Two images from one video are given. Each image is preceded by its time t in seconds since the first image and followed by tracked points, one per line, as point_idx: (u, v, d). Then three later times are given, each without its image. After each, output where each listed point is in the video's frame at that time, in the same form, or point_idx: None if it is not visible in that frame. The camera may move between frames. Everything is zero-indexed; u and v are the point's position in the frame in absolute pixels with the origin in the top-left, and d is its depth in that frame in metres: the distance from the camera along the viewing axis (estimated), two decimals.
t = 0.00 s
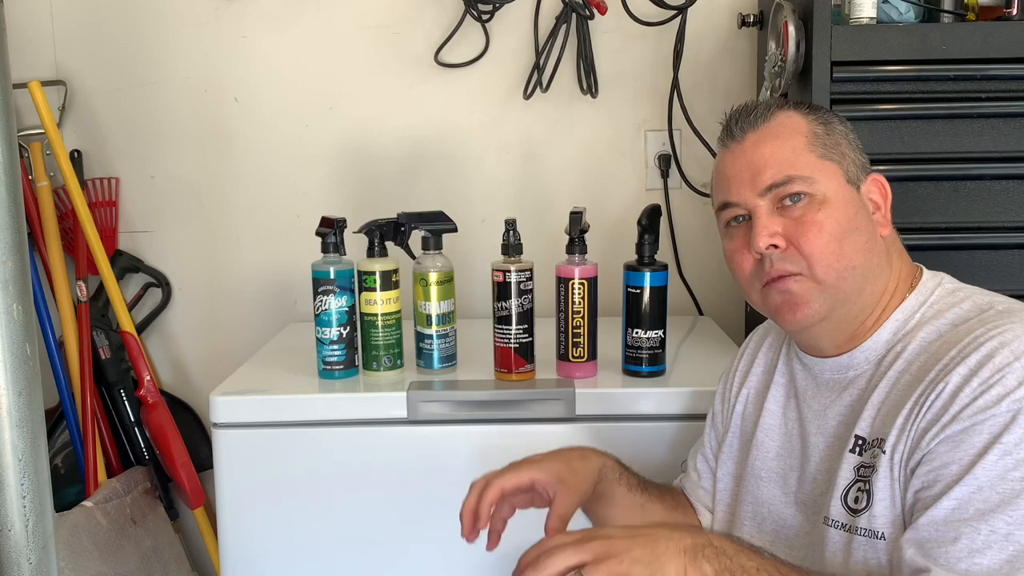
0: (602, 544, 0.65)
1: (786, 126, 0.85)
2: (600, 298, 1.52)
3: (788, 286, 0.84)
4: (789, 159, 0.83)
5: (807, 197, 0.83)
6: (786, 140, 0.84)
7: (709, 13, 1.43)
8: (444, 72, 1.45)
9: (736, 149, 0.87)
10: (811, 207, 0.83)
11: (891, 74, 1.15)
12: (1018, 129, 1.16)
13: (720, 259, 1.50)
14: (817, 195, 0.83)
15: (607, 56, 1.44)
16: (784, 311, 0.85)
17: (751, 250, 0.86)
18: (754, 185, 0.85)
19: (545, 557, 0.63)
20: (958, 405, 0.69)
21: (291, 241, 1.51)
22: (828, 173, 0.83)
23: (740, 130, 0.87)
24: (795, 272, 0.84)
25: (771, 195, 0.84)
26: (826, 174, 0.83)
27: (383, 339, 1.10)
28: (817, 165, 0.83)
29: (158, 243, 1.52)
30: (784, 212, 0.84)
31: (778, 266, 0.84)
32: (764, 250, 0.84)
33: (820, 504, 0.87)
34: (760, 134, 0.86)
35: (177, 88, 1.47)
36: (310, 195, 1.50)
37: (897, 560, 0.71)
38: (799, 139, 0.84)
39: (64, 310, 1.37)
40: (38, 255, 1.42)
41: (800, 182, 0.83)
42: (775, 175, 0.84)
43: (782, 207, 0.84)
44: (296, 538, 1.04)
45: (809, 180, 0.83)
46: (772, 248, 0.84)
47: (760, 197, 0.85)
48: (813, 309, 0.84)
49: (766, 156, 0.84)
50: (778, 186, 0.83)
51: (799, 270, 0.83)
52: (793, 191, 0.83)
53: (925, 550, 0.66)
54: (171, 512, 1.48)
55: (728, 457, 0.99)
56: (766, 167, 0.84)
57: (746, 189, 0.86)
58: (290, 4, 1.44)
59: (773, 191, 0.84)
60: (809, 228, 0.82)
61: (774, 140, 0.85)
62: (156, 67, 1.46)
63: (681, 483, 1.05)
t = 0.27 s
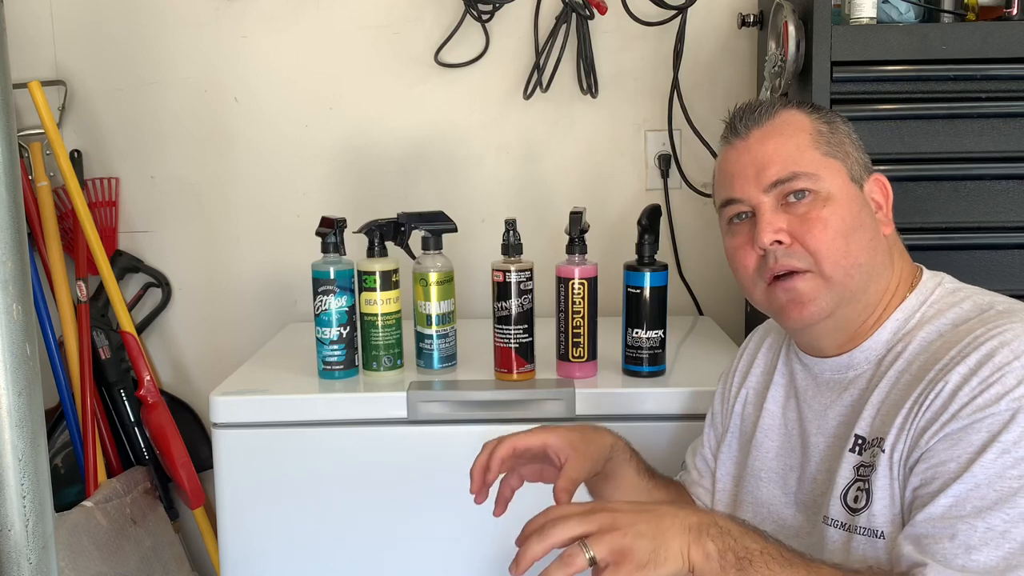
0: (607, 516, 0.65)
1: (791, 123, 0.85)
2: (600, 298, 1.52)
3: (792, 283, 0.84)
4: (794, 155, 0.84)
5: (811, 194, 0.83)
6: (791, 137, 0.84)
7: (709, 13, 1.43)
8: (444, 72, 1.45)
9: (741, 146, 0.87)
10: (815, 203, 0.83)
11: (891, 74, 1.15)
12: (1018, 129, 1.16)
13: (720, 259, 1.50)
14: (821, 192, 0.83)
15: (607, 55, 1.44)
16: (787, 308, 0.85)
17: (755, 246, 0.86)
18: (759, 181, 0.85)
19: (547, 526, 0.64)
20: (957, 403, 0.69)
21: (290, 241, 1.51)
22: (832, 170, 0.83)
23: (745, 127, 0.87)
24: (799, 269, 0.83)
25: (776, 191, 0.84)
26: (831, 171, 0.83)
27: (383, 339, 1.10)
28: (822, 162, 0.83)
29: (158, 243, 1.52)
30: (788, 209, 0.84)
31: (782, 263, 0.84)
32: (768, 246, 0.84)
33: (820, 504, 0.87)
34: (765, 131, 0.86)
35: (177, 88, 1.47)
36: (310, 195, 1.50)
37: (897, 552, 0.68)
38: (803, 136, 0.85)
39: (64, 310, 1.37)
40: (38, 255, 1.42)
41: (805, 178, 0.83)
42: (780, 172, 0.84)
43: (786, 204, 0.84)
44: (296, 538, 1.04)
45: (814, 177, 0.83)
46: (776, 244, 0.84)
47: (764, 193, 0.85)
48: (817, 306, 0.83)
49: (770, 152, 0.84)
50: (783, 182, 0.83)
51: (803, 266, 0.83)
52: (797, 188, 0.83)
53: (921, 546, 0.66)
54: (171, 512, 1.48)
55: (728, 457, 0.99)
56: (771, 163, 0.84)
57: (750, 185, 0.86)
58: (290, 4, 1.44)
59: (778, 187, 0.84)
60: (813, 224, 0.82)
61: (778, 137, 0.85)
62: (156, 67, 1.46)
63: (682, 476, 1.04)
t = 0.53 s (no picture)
0: (605, 509, 0.65)
1: (787, 125, 0.85)
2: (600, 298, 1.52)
3: (789, 284, 0.84)
4: (789, 158, 0.83)
5: (807, 196, 0.83)
6: (786, 139, 0.84)
7: (709, 13, 1.43)
8: (445, 71, 1.45)
9: (736, 149, 0.87)
10: (811, 205, 0.83)
11: (891, 74, 1.15)
12: (1018, 129, 1.16)
13: (720, 260, 1.50)
14: (818, 194, 0.83)
15: (607, 55, 1.44)
16: (785, 310, 0.85)
17: (752, 249, 0.86)
18: (755, 184, 0.85)
19: (548, 515, 0.64)
20: (954, 402, 0.69)
21: (290, 241, 1.51)
22: (828, 171, 0.83)
23: (740, 130, 0.87)
24: (797, 271, 0.83)
25: (772, 194, 0.84)
26: (827, 172, 0.83)
27: (383, 338, 1.10)
28: (817, 163, 0.83)
29: (158, 243, 1.52)
30: (785, 211, 0.84)
31: (780, 265, 0.84)
32: (765, 249, 0.84)
33: (820, 504, 0.87)
34: (760, 133, 0.86)
35: (177, 88, 1.47)
36: (310, 195, 1.50)
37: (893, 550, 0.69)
38: (799, 138, 0.85)
39: (64, 310, 1.37)
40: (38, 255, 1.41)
41: (801, 181, 0.83)
42: (776, 174, 0.84)
43: (783, 206, 0.84)
44: (296, 538, 1.04)
45: (810, 179, 0.83)
46: (773, 246, 0.84)
47: (760, 196, 0.85)
48: (815, 307, 0.83)
49: (766, 155, 0.84)
50: (779, 184, 0.83)
51: (801, 268, 0.83)
52: (793, 190, 0.83)
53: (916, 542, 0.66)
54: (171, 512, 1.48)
55: (727, 457, 0.99)
56: (767, 165, 0.84)
57: (746, 188, 0.86)
58: (290, 4, 1.44)
59: (774, 189, 0.84)
60: (810, 226, 0.82)
61: (774, 139, 0.85)
62: (156, 67, 1.46)
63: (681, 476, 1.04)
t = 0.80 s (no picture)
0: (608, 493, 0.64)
1: (787, 125, 0.85)
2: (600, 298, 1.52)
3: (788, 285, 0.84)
4: (789, 159, 0.83)
5: (807, 197, 0.83)
6: (787, 140, 0.84)
7: (709, 13, 1.43)
8: (445, 71, 1.45)
9: (736, 149, 0.87)
10: (811, 207, 0.83)
11: (891, 74, 1.15)
12: (1018, 129, 1.16)
13: (720, 259, 1.50)
14: (818, 195, 0.83)
15: (607, 55, 1.44)
16: (784, 310, 0.85)
17: (752, 250, 0.87)
18: (755, 185, 0.85)
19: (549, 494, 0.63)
20: (952, 402, 0.69)
21: (290, 241, 1.51)
22: (828, 173, 0.83)
23: (740, 131, 0.87)
24: (796, 272, 0.84)
25: (772, 195, 0.84)
26: (827, 174, 0.83)
27: (383, 339, 1.10)
28: (817, 165, 0.83)
29: (158, 243, 1.52)
30: (785, 212, 0.84)
31: (779, 266, 0.84)
32: (765, 250, 0.84)
33: (820, 505, 0.87)
34: (760, 134, 0.85)
35: (177, 88, 1.47)
36: (310, 195, 1.50)
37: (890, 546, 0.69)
38: (799, 139, 0.84)
39: (64, 310, 1.37)
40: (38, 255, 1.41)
41: (801, 182, 0.83)
42: (776, 176, 0.84)
43: (783, 207, 0.84)
44: (296, 538, 1.04)
45: (810, 180, 0.83)
46: (773, 247, 0.84)
47: (760, 197, 0.85)
48: (814, 309, 0.84)
49: (766, 156, 0.84)
50: (779, 186, 0.83)
51: (800, 269, 0.83)
52: (793, 191, 0.83)
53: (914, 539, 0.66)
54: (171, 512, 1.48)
55: (727, 457, 0.99)
56: (767, 167, 0.84)
57: (746, 189, 0.86)
58: (290, 4, 1.44)
59: (774, 190, 0.84)
60: (809, 227, 0.82)
61: (774, 140, 0.84)
62: (156, 67, 1.46)
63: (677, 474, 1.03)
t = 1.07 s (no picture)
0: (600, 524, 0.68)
1: (780, 132, 0.85)
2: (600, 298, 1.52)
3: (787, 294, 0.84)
4: (784, 167, 0.83)
5: (803, 205, 0.83)
6: (781, 148, 0.84)
7: (709, 13, 1.43)
8: (445, 71, 1.45)
9: (729, 158, 0.86)
10: (808, 214, 0.83)
11: (891, 74, 1.15)
12: (1018, 129, 1.16)
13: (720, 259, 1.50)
14: (814, 202, 0.82)
15: (607, 56, 1.44)
16: (783, 318, 0.85)
17: (750, 259, 0.86)
18: (750, 194, 0.84)
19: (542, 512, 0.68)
20: (952, 410, 0.69)
21: (290, 241, 1.51)
22: (823, 179, 0.83)
23: (733, 138, 0.86)
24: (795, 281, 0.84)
25: (768, 204, 0.84)
26: (822, 180, 0.83)
27: (383, 339, 1.10)
28: (812, 171, 0.83)
29: (158, 243, 1.52)
30: (781, 220, 0.84)
31: (777, 274, 0.84)
32: (763, 259, 0.84)
33: (818, 507, 0.87)
34: (753, 142, 0.85)
35: (177, 88, 1.47)
36: (310, 195, 1.50)
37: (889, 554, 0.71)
38: (792, 146, 0.84)
39: (64, 311, 1.37)
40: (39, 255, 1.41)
41: (796, 190, 0.83)
42: (771, 184, 0.83)
43: (779, 215, 0.84)
44: (296, 539, 1.04)
45: (805, 187, 0.82)
46: (771, 256, 0.84)
47: (756, 206, 0.84)
48: (814, 316, 0.84)
49: (760, 165, 0.84)
50: (775, 194, 0.83)
51: (799, 277, 0.83)
52: (789, 200, 0.83)
53: (919, 554, 0.65)
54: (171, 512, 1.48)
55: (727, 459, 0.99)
56: (761, 176, 0.84)
57: (741, 199, 0.85)
58: (290, 4, 1.44)
59: (770, 199, 0.84)
60: (807, 236, 0.82)
61: (768, 148, 0.84)
62: (156, 67, 1.46)
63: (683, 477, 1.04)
